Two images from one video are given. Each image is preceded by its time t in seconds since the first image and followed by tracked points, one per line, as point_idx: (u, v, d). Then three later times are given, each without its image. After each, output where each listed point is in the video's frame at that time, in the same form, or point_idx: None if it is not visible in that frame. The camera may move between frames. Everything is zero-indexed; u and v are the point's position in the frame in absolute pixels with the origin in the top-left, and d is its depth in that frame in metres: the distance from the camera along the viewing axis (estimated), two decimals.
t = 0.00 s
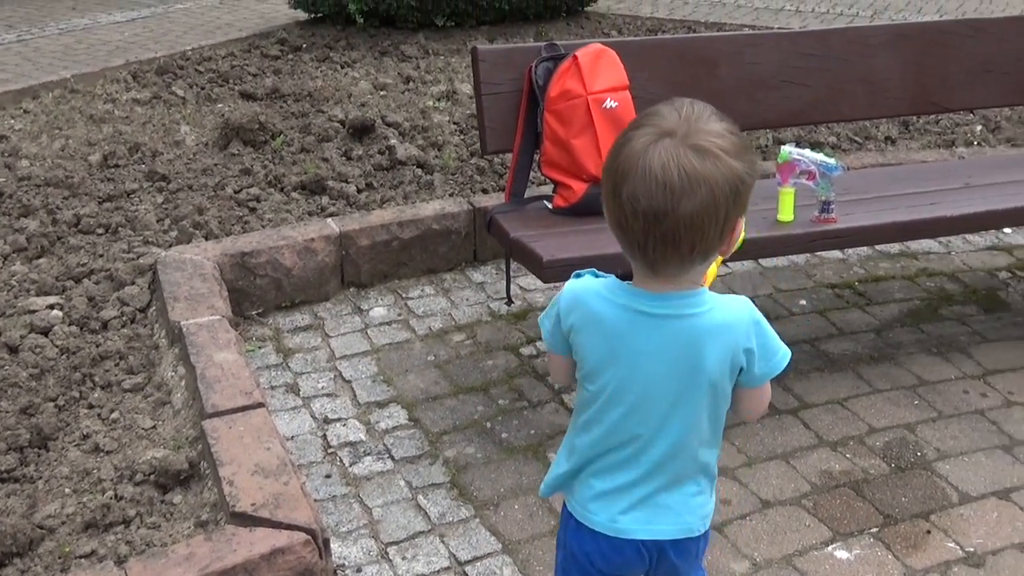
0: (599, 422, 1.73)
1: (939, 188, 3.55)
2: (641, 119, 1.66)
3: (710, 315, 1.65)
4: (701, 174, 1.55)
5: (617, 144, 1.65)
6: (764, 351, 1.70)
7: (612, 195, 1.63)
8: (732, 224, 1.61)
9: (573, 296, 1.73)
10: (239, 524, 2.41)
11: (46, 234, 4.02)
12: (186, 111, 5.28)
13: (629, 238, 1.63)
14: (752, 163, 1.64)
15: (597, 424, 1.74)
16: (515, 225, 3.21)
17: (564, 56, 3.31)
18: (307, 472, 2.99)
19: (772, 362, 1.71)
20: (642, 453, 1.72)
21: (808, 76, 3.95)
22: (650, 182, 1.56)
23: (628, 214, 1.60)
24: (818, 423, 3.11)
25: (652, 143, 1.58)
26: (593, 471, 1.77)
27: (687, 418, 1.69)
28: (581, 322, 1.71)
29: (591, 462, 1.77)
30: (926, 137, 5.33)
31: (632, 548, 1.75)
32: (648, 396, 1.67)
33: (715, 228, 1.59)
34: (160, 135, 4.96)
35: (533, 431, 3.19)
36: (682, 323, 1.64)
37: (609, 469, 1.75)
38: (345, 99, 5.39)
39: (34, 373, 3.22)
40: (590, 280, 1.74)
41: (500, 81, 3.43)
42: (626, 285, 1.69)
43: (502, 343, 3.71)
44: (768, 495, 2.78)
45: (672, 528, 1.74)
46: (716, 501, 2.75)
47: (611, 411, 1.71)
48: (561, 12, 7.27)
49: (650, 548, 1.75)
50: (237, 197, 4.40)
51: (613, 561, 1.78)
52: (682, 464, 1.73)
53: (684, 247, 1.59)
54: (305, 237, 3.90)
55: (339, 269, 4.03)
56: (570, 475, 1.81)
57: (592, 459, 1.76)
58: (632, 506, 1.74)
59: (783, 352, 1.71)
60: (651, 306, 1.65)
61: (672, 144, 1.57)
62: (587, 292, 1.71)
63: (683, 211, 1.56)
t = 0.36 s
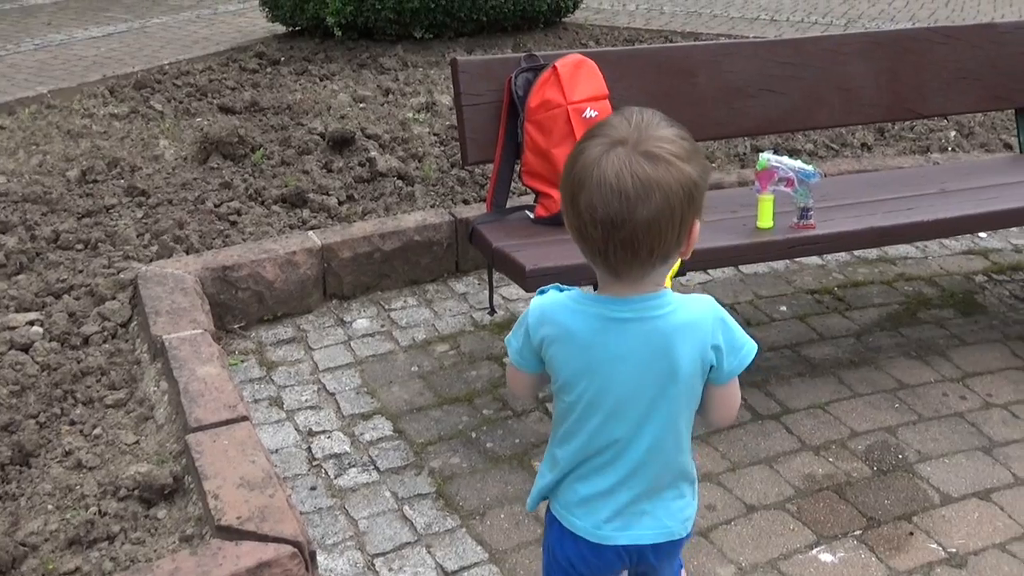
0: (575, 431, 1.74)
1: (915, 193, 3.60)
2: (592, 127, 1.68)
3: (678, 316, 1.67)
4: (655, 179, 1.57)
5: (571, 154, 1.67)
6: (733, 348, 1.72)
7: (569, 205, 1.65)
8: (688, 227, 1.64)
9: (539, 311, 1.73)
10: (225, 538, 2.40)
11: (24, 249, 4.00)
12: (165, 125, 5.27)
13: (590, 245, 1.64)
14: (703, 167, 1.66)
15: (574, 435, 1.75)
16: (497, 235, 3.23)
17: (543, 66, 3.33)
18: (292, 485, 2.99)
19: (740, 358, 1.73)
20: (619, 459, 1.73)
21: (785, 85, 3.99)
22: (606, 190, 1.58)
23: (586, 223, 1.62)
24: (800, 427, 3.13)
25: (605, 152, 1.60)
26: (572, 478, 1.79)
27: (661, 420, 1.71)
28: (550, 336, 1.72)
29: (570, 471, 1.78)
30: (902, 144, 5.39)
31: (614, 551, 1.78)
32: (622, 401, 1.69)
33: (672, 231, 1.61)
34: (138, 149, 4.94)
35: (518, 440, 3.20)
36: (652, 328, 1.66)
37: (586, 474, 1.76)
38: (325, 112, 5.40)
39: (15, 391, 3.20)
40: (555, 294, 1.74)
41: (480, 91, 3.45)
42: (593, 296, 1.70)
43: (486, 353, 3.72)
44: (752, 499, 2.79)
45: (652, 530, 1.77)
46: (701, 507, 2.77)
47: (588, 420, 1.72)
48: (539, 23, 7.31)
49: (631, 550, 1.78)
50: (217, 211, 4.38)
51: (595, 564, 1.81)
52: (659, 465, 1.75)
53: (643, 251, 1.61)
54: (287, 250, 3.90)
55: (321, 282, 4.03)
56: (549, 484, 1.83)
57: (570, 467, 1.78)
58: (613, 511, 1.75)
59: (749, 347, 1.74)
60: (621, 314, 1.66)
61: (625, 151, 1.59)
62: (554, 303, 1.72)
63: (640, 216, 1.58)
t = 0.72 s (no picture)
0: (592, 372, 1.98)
1: (894, 198, 3.63)
2: (616, 118, 1.93)
3: (685, 274, 1.92)
4: (674, 159, 1.83)
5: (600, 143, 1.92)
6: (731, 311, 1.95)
7: (602, 187, 1.90)
8: (702, 198, 1.90)
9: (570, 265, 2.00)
10: (209, 553, 2.39)
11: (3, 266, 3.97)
12: (144, 139, 5.25)
13: (620, 219, 1.90)
14: (712, 145, 1.92)
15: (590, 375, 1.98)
16: (479, 245, 3.23)
17: (522, 77, 3.35)
18: (276, 499, 2.97)
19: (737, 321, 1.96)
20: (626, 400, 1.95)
21: (763, 92, 4.02)
22: (635, 173, 1.83)
23: (618, 201, 1.87)
24: (783, 432, 3.15)
25: (631, 141, 1.85)
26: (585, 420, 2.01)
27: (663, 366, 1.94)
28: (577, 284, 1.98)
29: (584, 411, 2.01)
30: (879, 150, 5.43)
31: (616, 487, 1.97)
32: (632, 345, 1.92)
33: (689, 202, 1.87)
34: (118, 163, 4.93)
35: (502, 450, 3.20)
36: (663, 281, 1.90)
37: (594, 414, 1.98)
38: (305, 124, 5.40)
39: None
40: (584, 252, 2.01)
41: (461, 102, 3.46)
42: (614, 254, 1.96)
43: (469, 363, 3.72)
44: (737, 505, 2.80)
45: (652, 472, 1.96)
46: (686, 513, 2.77)
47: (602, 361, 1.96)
48: (518, 33, 7.34)
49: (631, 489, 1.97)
50: (198, 225, 4.36)
51: (599, 501, 2.00)
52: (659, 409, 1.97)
53: (666, 220, 1.87)
54: (269, 262, 3.89)
55: (303, 294, 4.02)
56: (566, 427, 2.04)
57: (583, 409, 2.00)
58: (618, 446, 1.97)
59: (742, 310, 1.97)
60: (635, 267, 1.91)
61: (646, 138, 1.85)
62: (583, 259, 1.99)
63: (664, 191, 1.84)
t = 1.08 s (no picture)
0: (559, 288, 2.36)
1: (874, 203, 3.65)
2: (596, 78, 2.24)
3: (631, 220, 2.17)
4: (638, 105, 2.12)
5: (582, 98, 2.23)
6: (664, 266, 2.14)
7: (579, 132, 2.20)
8: (664, 145, 2.18)
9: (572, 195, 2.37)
10: (190, 569, 2.37)
11: None
12: (124, 152, 5.22)
13: (592, 159, 2.19)
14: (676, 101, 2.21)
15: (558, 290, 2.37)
16: (461, 254, 3.23)
17: (502, 86, 3.35)
18: (259, 513, 2.95)
19: (667, 276, 2.14)
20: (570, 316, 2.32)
21: (742, 100, 4.04)
22: (603, 116, 2.13)
23: (591, 143, 2.17)
24: (767, 439, 3.15)
25: (602, 92, 2.16)
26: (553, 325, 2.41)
27: (599, 294, 2.24)
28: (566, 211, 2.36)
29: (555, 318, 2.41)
30: (860, 155, 5.47)
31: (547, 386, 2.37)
32: (578, 272, 2.27)
33: (651, 147, 2.15)
34: (98, 177, 4.90)
35: (487, 460, 3.18)
36: (609, 223, 2.19)
37: (555, 322, 2.38)
38: (287, 135, 5.38)
39: None
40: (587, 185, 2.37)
41: (441, 112, 3.46)
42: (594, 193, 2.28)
43: (453, 373, 3.71)
44: (722, 512, 2.80)
45: (573, 385, 2.31)
46: (671, 521, 2.77)
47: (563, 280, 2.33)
48: (499, 43, 7.35)
49: (555, 394, 2.35)
50: (178, 238, 4.33)
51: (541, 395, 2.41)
52: (595, 332, 2.28)
53: (630, 161, 2.15)
54: (250, 274, 3.87)
55: (286, 306, 4.00)
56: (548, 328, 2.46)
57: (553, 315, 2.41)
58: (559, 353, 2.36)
59: (680, 271, 2.14)
60: (593, 206, 2.23)
61: (616, 88, 2.15)
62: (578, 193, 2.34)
63: (628, 134, 2.12)
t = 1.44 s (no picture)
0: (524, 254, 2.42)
1: (848, 206, 3.67)
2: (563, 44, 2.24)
3: (589, 192, 2.21)
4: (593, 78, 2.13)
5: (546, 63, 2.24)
6: (613, 237, 2.16)
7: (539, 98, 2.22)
8: (621, 118, 2.19)
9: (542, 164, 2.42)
10: None
11: None
12: (100, 162, 5.19)
13: (549, 125, 2.22)
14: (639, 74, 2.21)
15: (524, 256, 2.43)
16: (436, 261, 3.23)
17: (477, 93, 3.36)
18: (235, 523, 2.93)
19: (614, 247, 2.16)
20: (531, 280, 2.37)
21: (716, 105, 4.06)
22: (560, 86, 2.15)
23: (547, 110, 2.19)
24: (744, 441, 3.16)
25: (563, 61, 2.17)
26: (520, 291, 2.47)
27: (554, 258, 2.29)
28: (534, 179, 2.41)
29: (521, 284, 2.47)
30: (836, 158, 5.50)
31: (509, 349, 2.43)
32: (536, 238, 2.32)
33: (604, 119, 2.16)
34: (73, 187, 4.87)
35: (465, 467, 3.18)
36: (565, 191, 2.24)
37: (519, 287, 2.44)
38: (264, 144, 5.37)
39: None
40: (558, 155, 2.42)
41: (416, 119, 3.46)
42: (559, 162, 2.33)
43: (431, 380, 3.70)
44: (699, 515, 2.81)
45: (530, 348, 2.36)
46: (648, 525, 2.77)
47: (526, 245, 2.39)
48: (477, 50, 7.37)
49: (516, 356, 2.40)
50: (155, 248, 4.31)
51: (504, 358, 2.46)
52: (552, 297, 2.33)
53: (583, 131, 2.17)
54: (226, 284, 3.85)
55: (263, 315, 3.98)
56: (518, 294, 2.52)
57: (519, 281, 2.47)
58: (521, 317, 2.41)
59: (632, 241, 2.17)
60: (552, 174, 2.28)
61: (576, 59, 2.15)
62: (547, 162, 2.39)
63: (581, 106, 2.14)
